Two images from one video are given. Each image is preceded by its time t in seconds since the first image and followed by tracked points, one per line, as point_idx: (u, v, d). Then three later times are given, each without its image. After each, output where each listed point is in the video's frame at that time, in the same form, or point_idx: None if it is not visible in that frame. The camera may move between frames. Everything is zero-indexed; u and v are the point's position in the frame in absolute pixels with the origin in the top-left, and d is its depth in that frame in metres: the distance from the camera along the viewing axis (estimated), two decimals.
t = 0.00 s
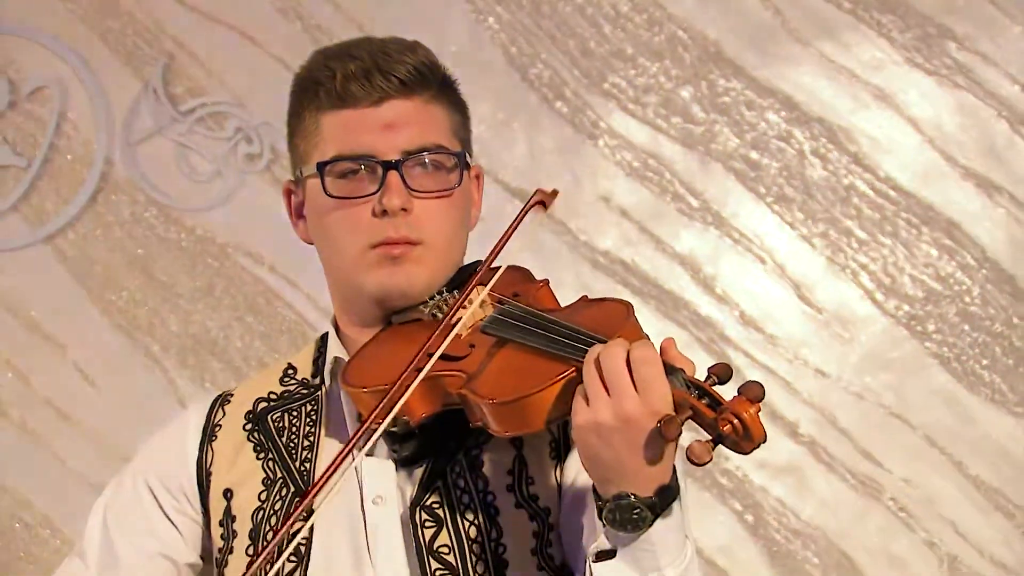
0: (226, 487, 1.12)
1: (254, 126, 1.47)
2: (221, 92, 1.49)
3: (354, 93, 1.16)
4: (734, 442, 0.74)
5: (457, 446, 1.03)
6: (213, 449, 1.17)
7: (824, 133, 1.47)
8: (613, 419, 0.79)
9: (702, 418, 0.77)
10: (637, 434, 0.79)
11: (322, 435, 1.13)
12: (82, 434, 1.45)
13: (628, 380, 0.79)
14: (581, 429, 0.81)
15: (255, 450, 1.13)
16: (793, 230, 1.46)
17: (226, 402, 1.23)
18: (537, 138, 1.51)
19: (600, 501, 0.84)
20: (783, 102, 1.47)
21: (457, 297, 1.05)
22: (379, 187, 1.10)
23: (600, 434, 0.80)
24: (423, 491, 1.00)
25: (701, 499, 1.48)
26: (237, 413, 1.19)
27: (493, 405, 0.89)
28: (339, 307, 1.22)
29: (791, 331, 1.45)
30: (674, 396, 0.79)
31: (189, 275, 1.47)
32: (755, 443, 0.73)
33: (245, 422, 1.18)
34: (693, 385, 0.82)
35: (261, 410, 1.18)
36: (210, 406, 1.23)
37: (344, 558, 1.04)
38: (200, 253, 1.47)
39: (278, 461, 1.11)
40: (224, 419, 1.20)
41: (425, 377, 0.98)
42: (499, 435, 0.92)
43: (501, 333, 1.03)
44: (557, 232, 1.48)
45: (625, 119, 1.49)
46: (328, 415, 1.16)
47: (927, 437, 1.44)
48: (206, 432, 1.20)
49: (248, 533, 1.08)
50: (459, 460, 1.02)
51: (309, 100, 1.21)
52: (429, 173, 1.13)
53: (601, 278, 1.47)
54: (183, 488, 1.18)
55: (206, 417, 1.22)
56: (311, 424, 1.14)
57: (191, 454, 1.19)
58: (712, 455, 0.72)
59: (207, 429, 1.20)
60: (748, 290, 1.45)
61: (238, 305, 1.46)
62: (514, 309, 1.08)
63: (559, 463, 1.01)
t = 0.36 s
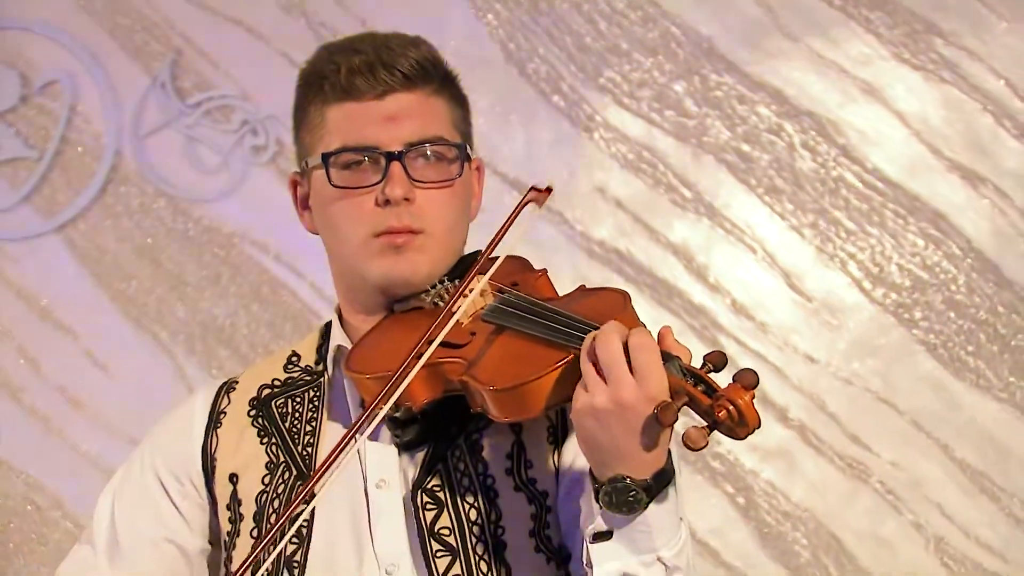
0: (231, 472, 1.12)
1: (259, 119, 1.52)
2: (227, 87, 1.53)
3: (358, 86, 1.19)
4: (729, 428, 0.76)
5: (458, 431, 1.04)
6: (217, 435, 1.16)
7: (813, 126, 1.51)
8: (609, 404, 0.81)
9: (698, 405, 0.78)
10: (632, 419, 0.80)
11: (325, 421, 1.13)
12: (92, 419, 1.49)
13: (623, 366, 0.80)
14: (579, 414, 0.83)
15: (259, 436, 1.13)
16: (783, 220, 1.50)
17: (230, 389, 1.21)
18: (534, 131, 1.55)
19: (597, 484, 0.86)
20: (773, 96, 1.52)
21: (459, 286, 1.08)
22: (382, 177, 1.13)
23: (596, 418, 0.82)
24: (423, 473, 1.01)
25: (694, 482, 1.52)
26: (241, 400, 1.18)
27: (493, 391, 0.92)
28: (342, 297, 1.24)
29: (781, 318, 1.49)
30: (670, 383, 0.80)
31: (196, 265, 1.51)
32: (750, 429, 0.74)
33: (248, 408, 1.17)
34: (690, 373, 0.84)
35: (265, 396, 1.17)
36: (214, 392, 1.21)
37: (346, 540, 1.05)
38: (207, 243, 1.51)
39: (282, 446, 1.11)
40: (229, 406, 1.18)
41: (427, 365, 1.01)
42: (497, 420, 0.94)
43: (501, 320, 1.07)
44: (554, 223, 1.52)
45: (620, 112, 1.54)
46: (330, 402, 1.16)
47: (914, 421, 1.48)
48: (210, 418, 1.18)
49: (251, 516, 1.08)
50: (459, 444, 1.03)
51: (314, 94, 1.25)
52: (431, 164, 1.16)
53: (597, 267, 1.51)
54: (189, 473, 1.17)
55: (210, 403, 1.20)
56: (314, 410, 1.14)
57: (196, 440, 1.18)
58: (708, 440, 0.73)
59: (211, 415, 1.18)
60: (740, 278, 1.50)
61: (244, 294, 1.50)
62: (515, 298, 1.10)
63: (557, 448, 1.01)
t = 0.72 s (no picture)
0: (238, 453, 1.14)
1: (265, 116, 1.56)
2: (233, 84, 1.57)
3: (360, 81, 1.23)
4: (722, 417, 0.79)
5: (458, 418, 1.04)
6: (224, 417, 1.18)
7: (803, 122, 1.55)
8: (607, 396, 0.80)
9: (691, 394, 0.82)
10: (630, 409, 0.80)
11: (329, 406, 1.16)
12: (102, 407, 1.53)
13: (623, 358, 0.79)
14: (575, 404, 0.81)
15: (265, 418, 1.16)
16: (774, 214, 1.54)
17: (238, 371, 1.24)
18: (532, 127, 1.59)
19: (592, 471, 0.85)
20: (765, 93, 1.56)
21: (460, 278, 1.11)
22: (383, 170, 1.17)
23: (594, 409, 0.80)
24: (425, 458, 1.02)
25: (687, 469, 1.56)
26: (248, 383, 1.21)
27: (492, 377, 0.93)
28: (344, 289, 1.27)
29: (773, 309, 1.54)
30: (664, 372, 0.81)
31: (203, 257, 1.55)
32: (742, 418, 0.78)
33: (254, 391, 1.20)
34: (683, 364, 0.87)
35: (271, 380, 1.21)
36: (222, 374, 1.24)
37: (347, 522, 1.06)
38: (214, 236, 1.56)
39: (287, 429, 1.14)
40: (236, 389, 1.21)
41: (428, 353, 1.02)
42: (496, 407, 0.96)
43: (498, 310, 1.09)
44: (551, 216, 1.56)
45: (615, 109, 1.58)
46: (334, 387, 1.19)
47: (902, 410, 1.52)
48: (217, 400, 1.21)
49: (256, 498, 1.09)
50: (458, 430, 1.04)
51: (317, 89, 1.28)
52: (431, 158, 1.20)
53: (593, 259, 1.55)
54: (194, 453, 1.19)
55: (218, 386, 1.23)
56: (319, 395, 1.17)
57: (203, 421, 1.20)
58: (701, 429, 0.76)
59: (219, 397, 1.21)
60: (732, 270, 1.54)
61: (250, 285, 1.55)
62: (511, 289, 1.13)
63: (555, 434, 0.99)
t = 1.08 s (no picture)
0: (243, 442, 1.16)
1: (269, 113, 1.60)
2: (238, 83, 1.62)
3: (365, 79, 1.27)
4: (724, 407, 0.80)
5: (456, 408, 1.06)
6: (229, 406, 1.20)
7: (793, 120, 1.59)
8: (613, 386, 0.83)
9: (694, 384, 0.83)
10: (635, 399, 0.83)
11: (331, 394, 1.16)
12: (110, 396, 1.58)
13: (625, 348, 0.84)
14: (582, 396, 0.85)
15: (268, 408, 1.17)
16: (764, 210, 1.59)
17: (240, 361, 1.26)
18: (529, 124, 1.63)
19: (599, 463, 0.88)
20: (756, 92, 1.60)
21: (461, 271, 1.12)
22: (388, 166, 1.20)
23: (600, 400, 0.84)
24: (424, 446, 1.04)
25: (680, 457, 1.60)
26: (250, 373, 1.22)
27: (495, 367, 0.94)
28: (345, 282, 1.30)
29: (764, 302, 1.58)
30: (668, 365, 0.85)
31: (209, 251, 1.60)
32: (744, 408, 0.79)
33: (256, 381, 1.21)
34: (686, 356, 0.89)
35: (273, 369, 1.22)
36: (225, 364, 1.25)
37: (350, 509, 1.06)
38: (220, 230, 1.60)
39: (290, 418, 1.15)
40: (239, 378, 1.22)
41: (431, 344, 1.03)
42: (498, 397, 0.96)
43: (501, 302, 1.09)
44: (547, 211, 1.61)
45: (610, 107, 1.62)
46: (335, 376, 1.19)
47: (888, 400, 1.57)
48: (222, 389, 1.23)
49: (261, 484, 1.12)
50: (457, 420, 1.05)
51: (323, 86, 1.32)
52: (434, 155, 1.23)
53: (588, 253, 1.60)
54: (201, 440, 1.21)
55: (221, 376, 1.25)
56: (321, 383, 1.17)
57: (208, 409, 1.22)
58: (703, 417, 0.77)
59: (223, 386, 1.23)
60: (723, 264, 1.58)
61: (254, 279, 1.59)
62: (515, 281, 1.13)
63: (551, 425, 1.03)
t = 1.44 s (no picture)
0: (250, 429, 1.19)
1: (273, 109, 1.64)
2: (243, 79, 1.66)
3: (364, 79, 1.31)
4: (718, 391, 0.80)
5: (458, 395, 1.09)
6: (235, 395, 1.23)
7: (784, 116, 1.64)
8: (609, 370, 0.84)
9: (688, 368, 0.83)
10: (630, 383, 0.84)
11: (336, 384, 1.20)
12: (118, 385, 1.62)
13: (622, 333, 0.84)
14: (579, 379, 0.85)
15: (275, 396, 1.20)
16: (756, 203, 1.63)
17: (247, 351, 1.29)
18: (527, 120, 1.68)
19: (595, 443, 0.90)
20: (747, 88, 1.64)
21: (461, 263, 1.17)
22: (389, 162, 1.24)
23: (596, 383, 0.85)
24: (427, 433, 1.07)
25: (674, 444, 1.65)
26: (257, 362, 1.26)
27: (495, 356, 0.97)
28: (348, 275, 1.34)
29: (756, 293, 1.62)
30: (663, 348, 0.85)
31: (214, 243, 1.64)
32: (738, 390, 0.79)
33: (263, 370, 1.24)
34: (679, 340, 0.88)
35: (279, 359, 1.25)
36: (232, 355, 1.28)
37: (358, 495, 1.12)
38: (225, 223, 1.64)
39: (296, 406, 1.18)
40: (246, 367, 1.25)
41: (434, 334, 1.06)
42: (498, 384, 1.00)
43: (500, 293, 1.14)
44: (544, 205, 1.65)
45: (605, 103, 1.66)
46: (341, 367, 1.24)
47: (877, 388, 1.61)
48: (229, 378, 1.26)
49: (267, 471, 1.14)
50: (460, 406, 1.08)
51: (324, 85, 1.36)
52: (433, 151, 1.27)
53: (584, 245, 1.64)
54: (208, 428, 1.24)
55: (228, 365, 1.28)
56: (326, 373, 1.21)
57: (215, 397, 1.25)
58: (699, 401, 0.76)
59: (230, 375, 1.26)
60: (715, 255, 1.63)
61: (259, 270, 1.63)
62: (512, 272, 1.17)
63: (550, 413, 1.05)
